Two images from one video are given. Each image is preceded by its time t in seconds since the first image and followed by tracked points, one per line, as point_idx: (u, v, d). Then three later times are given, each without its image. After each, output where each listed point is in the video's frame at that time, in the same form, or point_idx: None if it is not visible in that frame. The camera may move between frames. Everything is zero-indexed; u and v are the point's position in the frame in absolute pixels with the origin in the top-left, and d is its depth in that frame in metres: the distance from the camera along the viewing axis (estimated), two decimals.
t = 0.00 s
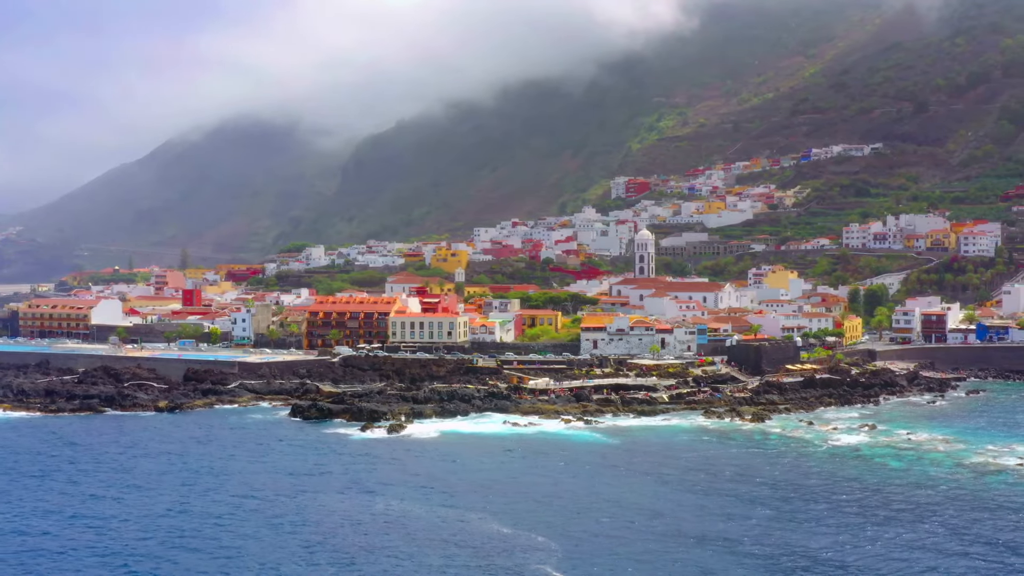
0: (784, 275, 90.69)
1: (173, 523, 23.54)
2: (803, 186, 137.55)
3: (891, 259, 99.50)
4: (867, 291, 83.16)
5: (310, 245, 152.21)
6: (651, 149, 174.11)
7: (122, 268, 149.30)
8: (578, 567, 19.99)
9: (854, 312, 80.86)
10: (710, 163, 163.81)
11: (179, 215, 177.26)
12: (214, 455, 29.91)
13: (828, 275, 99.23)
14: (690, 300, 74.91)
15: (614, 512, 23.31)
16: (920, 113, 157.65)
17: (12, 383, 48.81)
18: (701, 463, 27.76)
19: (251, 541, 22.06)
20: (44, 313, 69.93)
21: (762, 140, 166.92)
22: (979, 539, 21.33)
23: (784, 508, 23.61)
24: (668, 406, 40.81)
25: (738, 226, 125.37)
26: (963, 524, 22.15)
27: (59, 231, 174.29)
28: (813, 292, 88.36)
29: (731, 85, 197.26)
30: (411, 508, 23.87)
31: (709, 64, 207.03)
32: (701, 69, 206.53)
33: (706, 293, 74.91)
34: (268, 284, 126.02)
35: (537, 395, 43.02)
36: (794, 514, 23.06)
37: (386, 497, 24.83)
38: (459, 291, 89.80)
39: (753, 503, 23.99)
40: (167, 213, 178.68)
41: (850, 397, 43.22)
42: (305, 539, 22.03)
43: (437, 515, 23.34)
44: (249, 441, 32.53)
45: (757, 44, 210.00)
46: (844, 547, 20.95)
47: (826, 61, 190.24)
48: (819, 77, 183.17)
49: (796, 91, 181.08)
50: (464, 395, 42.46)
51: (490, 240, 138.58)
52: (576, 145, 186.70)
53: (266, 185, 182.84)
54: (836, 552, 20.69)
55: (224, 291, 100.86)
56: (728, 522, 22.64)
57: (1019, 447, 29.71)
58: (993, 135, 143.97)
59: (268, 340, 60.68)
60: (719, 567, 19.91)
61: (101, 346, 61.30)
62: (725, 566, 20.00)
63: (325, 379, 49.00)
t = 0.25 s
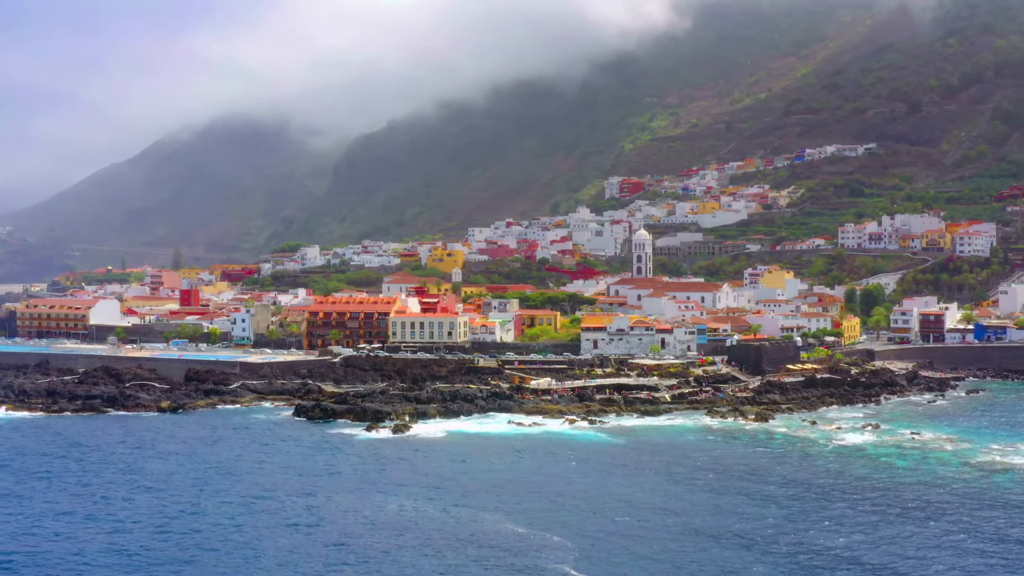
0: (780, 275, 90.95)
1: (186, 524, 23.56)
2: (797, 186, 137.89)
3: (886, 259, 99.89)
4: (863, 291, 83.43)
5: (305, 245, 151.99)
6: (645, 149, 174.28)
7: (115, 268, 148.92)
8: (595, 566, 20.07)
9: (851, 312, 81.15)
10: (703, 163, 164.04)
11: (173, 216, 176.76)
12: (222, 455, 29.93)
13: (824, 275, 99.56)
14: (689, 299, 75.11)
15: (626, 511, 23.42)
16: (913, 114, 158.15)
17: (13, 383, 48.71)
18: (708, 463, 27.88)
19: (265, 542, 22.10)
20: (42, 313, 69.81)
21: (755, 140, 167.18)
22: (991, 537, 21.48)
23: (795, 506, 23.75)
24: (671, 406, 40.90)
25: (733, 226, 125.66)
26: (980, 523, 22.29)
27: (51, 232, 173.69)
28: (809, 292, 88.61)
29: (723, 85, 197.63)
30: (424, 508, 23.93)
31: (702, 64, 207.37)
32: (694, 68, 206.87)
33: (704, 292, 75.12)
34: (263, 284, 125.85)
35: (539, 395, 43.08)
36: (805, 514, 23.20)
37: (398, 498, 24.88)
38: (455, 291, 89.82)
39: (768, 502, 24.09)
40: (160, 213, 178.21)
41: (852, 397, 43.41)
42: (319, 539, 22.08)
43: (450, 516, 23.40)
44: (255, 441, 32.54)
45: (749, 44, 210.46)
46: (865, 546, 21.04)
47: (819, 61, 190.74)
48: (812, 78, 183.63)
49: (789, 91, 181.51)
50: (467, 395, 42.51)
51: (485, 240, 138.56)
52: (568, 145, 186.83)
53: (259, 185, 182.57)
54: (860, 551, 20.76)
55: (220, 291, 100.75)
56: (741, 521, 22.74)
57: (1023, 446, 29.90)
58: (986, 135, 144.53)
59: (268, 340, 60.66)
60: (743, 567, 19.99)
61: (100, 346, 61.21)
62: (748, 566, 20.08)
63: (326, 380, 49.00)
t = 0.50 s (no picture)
0: (776, 275, 91.14)
1: (200, 524, 23.59)
2: (791, 186, 138.21)
3: (882, 259, 100.24)
4: (860, 291, 83.73)
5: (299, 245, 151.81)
6: (639, 149, 174.46)
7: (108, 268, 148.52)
8: (614, 564, 20.17)
9: (847, 311, 81.41)
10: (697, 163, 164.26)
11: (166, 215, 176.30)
12: (230, 456, 29.95)
13: (820, 275, 99.85)
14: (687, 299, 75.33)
15: (640, 510, 23.56)
16: (906, 114, 158.64)
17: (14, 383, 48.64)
18: (717, 462, 28.00)
19: (281, 542, 22.16)
20: (40, 313, 69.67)
21: (748, 141, 167.42)
22: (1004, 535, 21.65)
23: (807, 504, 23.92)
24: (674, 406, 41.03)
25: (727, 226, 125.94)
26: (991, 522, 22.46)
27: (43, 232, 173.07)
28: (805, 292, 88.89)
29: (715, 85, 197.99)
30: (437, 509, 24.01)
31: (695, 64, 207.71)
32: (686, 69, 207.22)
33: (702, 292, 75.36)
34: (259, 284, 125.66)
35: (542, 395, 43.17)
36: (818, 512, 23.34)
37: (410, 498, 24.96)
38: (452, 291, 89.85)
39: (783, 501, 24.18)
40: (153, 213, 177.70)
41: (853, 396, 43.62)
42: (335, 539, 22.13)
43: (464, 516, 23.48)
44: (261, 442, 32.56)
45: (741, 44, 210.92)
46: (885, 545, 21.14)
47: (812, 62, 191.20)
48: (805, 78, 184.08)
49: (782, 91, 181.91)
50: (471, 395, 42.56)
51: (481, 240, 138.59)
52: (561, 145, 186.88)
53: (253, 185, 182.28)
54: (881, 550, 20.86)
55: (216, 291, 100.62)
56: (754, 519, 22.89)
57: None
58: (979, 135, 145.09)
59: (268, 340, 60.66)
60: (766, 566, 20.06)
61: (99, 346, 61.09)
62: (772, 565, 20.14)
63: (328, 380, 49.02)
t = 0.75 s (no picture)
0: (773, 275, 91.29)
1: (214, 525, 23.65)
2: (785, 186, 138.49)
3: (878, 259, 100.55)
4: (856, 291, 84.00)
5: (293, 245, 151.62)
6: (633, 149, 174.64)
7: (100, 268, 148.12)
8: (631, 564, 20.28)
9: (845, 311, 81.63)
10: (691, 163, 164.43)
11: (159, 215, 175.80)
12: (238, 456, 29.96)
13: (816, 275, 100.11)
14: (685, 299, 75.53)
15: (653, 509, 23.66)
16: (900, 115, 159.09)
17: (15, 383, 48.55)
18: (726, 461, 28.12)
19: (298, 543, 22.20)
20: (38, 313, 69.54)
21: (742, 141, 167.49)
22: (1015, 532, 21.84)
23: (820, 503, 24.06)
24: (678, 406, 41.16)
25: (722, 226, 126.14)
26: (1002, 519, 22.64)
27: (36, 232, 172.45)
28: (802, 291, 89.10)
29: (707, 85, 198.31)
30: (450, 508, 24.10)
31: (688, 64, 208.01)
32: (679, 68, 207.53)
33: (701, 292, 75.59)
34: (255, 284, 125.45)
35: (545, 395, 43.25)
36: (831, 510, 23.49)
37: (423, 497, 25.05)
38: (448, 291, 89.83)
39: (795, 500, 24.33)
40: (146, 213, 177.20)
41: (855, 396, 43.83)
42: (352, 539, 22.20)
43: (478, 515, 23.56)
44: (268, 442, 32.60)
45: (733, 45, 211.33)
46: (903, 544, 21.24)
47: (804, 62, 191.60)
48: (798, 78, 184.49)
49: (775, 92, 182.29)
50: (474, 395, 42.62)
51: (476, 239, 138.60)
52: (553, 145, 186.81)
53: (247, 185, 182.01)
54: (899, 549, 20.95)
55: (212, 291, 100.47)
56: (767, 518, 23.05)
57: None
58: (973, 136, 145.61)
59: (268, 340, 60.66)
60: (785, 565, 20.14)
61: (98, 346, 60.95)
62: (789, 564, 20.28)
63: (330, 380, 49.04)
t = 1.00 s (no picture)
0: (769, 275, 91.52)
1: (228, 525, 23.73)
2: (779, 187, 138.78)
3: (874, 259, 100.91)
4: (853, 291, 84.33)
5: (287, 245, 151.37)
6: (627, 149, 174.88)
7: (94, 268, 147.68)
8: (647, 563, 20.42)
9: (842, 311, 81.90)
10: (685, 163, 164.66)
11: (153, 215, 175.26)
12: (246, 457, 30.02)
13: (812, 275, 100.38)
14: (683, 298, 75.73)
15: (666, 508, 23.78)
16: (893, 115, 159.57)
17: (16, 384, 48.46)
18: (735, 460, 28.26)
19: (314, 543, 22.30)
20: (36, 314, 69.33)
21: (735, 141, 167.69)
22: None
23: (831, 501, 24.24)
24: (680, 406, 41.32)
25: (717, 226, 126.36)
26: (1013, 517, 22.87)
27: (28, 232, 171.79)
28: (798, 291, 89.35)
29: (699, 86, 198.53)
30: (464, 507, 24.21)
31: (680, 64, 208.29)
32: (672, 68, 207.88)
33: (699, 292, 75.81)
34: (250, 284, 125.24)
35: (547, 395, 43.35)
36: (842, 509, 23.66)
37: (434, 497, 25.18)
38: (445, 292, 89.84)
39: (806, 499, 24.50)
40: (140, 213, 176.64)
41: (856, 395, 44.04)
42: (367, 539, 22.32)
43: (492, 514, 23.69)
44: (274, 443, 32.65)
45: (726, 45, 211.75)
46: (917, 541, 21.43)
47: (797, 62, 192.05)
48: (792, 78, 184.92)
49: (769, 92, 182.68)
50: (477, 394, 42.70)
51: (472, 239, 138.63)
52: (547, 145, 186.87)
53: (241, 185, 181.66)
54: (913, 547, 21.13)
55: (208, 292, 100.27)
56: (779, 517, 23.24)
57: None
58: (966, 136, 146.15)
59: (269, 340, 60.63)
60: (801, 563, 20.31)
61: (97, 347, 60.79)
62: (805, 562, 20.45)
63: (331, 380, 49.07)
